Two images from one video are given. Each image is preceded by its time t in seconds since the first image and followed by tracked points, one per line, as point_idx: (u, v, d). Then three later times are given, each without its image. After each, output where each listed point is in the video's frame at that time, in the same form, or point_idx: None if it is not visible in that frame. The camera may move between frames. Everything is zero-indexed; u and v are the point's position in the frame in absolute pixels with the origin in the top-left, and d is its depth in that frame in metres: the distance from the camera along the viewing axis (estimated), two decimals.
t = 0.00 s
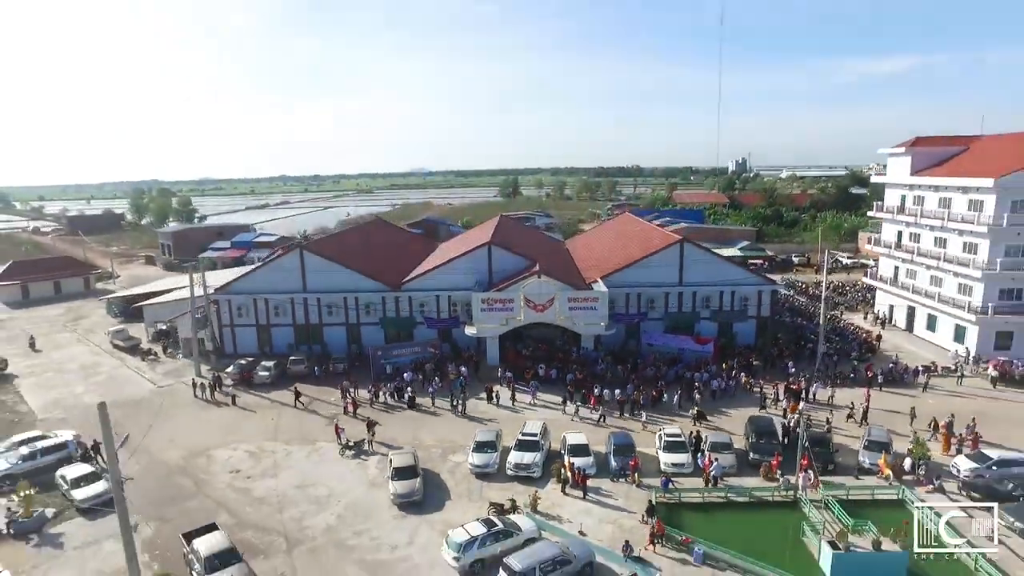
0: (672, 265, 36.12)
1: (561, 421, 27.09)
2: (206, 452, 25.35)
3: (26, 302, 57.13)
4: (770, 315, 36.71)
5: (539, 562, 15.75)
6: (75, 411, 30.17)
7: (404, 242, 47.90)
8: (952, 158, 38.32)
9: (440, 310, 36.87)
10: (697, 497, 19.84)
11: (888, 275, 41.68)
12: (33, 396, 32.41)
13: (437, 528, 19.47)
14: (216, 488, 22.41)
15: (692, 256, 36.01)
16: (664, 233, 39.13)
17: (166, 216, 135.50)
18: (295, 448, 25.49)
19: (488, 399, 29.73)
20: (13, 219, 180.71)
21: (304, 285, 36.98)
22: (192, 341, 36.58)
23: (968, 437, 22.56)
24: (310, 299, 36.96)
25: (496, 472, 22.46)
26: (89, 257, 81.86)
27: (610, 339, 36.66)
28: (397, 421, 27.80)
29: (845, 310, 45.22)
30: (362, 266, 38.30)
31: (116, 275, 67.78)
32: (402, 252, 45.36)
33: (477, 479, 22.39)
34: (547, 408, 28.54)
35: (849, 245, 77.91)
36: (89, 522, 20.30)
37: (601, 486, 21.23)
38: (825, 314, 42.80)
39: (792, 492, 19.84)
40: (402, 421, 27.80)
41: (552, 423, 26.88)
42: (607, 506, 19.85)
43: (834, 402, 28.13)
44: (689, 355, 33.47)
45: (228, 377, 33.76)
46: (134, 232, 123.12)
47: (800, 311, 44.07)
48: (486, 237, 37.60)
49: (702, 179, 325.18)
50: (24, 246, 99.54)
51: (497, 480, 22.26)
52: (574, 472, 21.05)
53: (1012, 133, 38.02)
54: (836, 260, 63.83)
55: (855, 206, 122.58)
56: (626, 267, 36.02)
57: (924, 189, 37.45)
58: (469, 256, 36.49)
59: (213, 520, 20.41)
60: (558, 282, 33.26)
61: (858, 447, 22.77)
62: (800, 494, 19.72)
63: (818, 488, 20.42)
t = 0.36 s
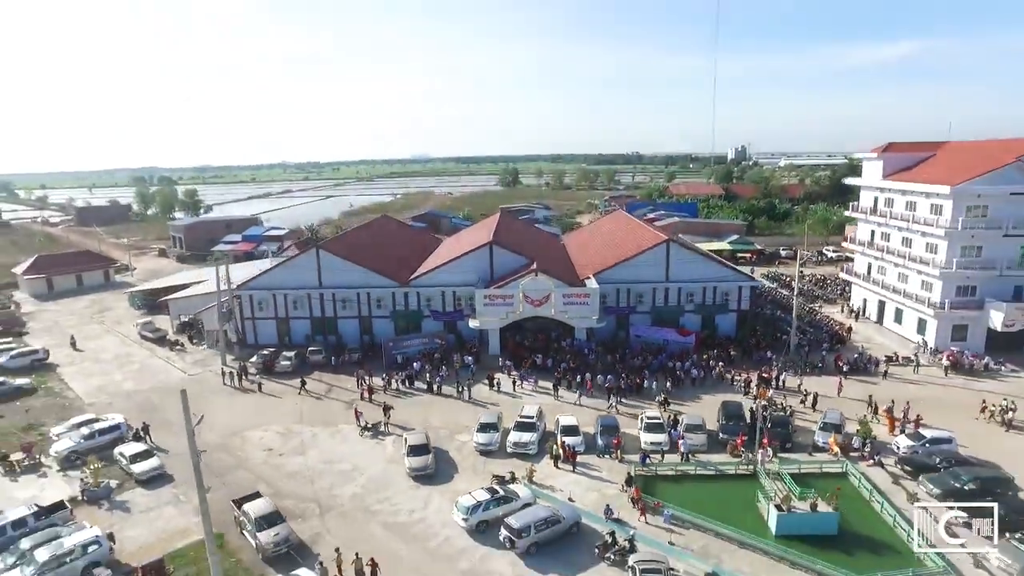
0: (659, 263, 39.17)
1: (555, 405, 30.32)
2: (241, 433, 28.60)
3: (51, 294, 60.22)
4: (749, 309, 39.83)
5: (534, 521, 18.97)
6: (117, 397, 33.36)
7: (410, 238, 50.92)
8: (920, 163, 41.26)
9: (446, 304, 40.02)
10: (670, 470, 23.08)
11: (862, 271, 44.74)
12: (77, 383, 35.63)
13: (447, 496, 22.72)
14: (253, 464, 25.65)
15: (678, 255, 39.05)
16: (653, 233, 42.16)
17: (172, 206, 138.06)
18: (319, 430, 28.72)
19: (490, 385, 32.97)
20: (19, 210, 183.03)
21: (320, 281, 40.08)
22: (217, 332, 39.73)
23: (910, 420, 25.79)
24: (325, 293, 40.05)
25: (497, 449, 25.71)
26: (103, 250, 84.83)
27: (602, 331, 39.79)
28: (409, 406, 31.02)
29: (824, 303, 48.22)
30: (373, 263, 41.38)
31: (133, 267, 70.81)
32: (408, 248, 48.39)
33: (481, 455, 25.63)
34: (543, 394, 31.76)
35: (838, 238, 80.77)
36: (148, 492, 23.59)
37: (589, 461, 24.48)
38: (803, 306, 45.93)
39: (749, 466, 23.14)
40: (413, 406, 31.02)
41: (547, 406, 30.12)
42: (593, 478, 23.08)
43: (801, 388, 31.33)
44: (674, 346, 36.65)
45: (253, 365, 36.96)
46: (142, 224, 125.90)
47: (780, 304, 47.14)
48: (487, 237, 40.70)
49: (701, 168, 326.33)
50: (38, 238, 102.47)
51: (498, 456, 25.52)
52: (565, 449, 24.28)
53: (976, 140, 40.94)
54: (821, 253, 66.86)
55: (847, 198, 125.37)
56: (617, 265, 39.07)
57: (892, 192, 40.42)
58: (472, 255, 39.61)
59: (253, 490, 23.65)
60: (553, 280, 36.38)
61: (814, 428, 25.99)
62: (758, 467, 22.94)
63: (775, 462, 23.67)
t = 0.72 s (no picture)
0: (647, 258, 42.10)
1: (550, 388, 33.38)
2: (267, 414, 31.73)
3: (73, 285, 63.21)
4: (732, 299, 42.86)
5: (530, 487, 22.07)
6: (149, 382, 36.39)
7: (414, 233, 53.82)
8: (893, 164, 44.02)
9: (450, 296, 43.05)
10: (651, 445, 26.22)
11: (840, 264, 47.63)
12: (112, 370, 38.74)
13: (454, 468, 25.85)
14: (281, 442, 28.77)
15: (665, 250, 41.99)
16: (643, 229, 45.03)
17: (177, 194, 140.33)
18: (337, 412, 31.82)
19: (492, 370, 36.08)
20: (24, 198, 185.16)
21: (333, 275, 43.04)
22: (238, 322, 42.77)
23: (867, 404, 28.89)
24: (338, 286, 43.04)
25: (498, 428, 28.83)
26: (116, 240, 87.60)
27: (595, 321, 42.86)
28: (417, 390, 34.08)
29: (805, 293, 51.13)
30: (382, 257, 44.34)
31: (149, 258, 73.71)
32: (414, 243, 51.33)
33: (483, 433, 28.77)
34: (540, 379, 34.82)
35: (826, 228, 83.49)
36: (190, 465, 26.76)
37: (580, 438, 27.58)
38: (785, 297, 48.91)
39: (719, 441, 26.28)
40: (421, 390, 34.08)
41: (544, 390, 33.21)
42: (582, 453, 26.22)
43: (773, 373, 34.42)
44: (660, 335, 39.80)
45: (273, 352, 40.08)
46: (149, 212, 128.37)
47: (764, 294, 50.09)
48: (488, 233, 43.67)
49: (700, 154, 327.27)
50: (50, 228, 105.07)
51: (499, 433, 28.65)
52: (558, 427, 27.37)
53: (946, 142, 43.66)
54: (808, 244, 69.61)
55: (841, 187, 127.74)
56: (608, 259, 42.02)
57: (867, 191, 43.21)
58: (474, 250, 42.63)
59: (283, 464, 26.75)
60: (550, 275, 39.36)
61: (781, 410, 29.10)
62: (727, 443, 26.06)
63: (743, 439, 26.81)
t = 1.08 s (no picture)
0: (637, 250, 45.09)
1: (547, 370, 36.57)
2: (289, 394, 34.91)
3: (92, 273, 66.17)
4: (716, 288, 45.96)
5: (527, 456, 25.27)
6: (178, 364, 39.57)
7: (419, 225, 56.80)
8: (869, 161, 46.90)
9: (454, 285, 46.15)
10: (635, 420, 29.46)
11: (820, 254, 50.71)
12: (142, 354, 41.88)
13: (460, 440, 29.10)
14: (304, 417, 32.01)
15: (654, 243, 44.98)
16: (634, 222, 48.00)
17: (181, 181, 142.68)
18: (353, 391, 35.05)
19: (493, 354, 39.32)
20: (29, 184, 187.19)
21: (345, 265, 46.07)
22: (257, 309, 45.90)
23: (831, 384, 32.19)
24: (349, 276, 46.09)
25: (499, 405, 32.02)
26: (128, 228, 90.37)
27: (588, 308, 46.04)
28: (425, 372, 37.29)
29: (788, 281, 54.23)
30: (390, 248, 47.37)
31: (162, 246, 76.62)
32: (418, 234, 54.32)
33: (485, 410, 31.98)
34: (538, 361, 37.99)
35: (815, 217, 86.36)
36: (225, 438, 29.96)
37: (572, 414, 30.82)
38: (768, 285, 52.05)
39: (696, 417, 29.45)
40: (429, 372, 37.29)
41: (541, 371, 36.41)
42: (574, 427, 29.41)
43: (750, 356, 37.64)
44: (649, 322, 43.04)
45: (290, 337, 43.22)
46: (156, 200, 130.96)
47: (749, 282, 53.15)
48: (489, 227, 46.66)
49: (699, 139, 328.06)
50: (61, 216, 107.78)
51: (500, 410, 31.88)
52: (552, 404, 30.60)
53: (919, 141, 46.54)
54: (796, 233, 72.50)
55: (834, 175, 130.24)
56: (601, 252, 45.03)
57: (843, 187, 46.13)
58: (476, 243, 45.65)
59: (308, 436, 30.00)
60: (546, 266, 42.42)
61: (754, 389, 32.35)
62: (703, 419, 29.26)
63: (717, 415, 30.08)
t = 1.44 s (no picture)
0: (628, 240, 47.94)
1: (543, 352, 39.56)
2: (306, 374, 37.92)
3: (109, 261, 68.99)
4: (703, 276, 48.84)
5: (523, 429, 28.31)
6: (201, 348, 42.58)
7: (422, 215, 59.60)
8: (849, 156, 49.54)
9: (456, 273, 49.06)
10: (622, 397, 32.50)
11: (802, 244, 53.55)
12: (166, 338, 44.87)
13: (464, 415, 32.18)
14: (320, 395, 35.05)
15: (644, 234, 47.83)
16: (626, 213, 50.83)
17: (185, 168, 144.71)
18: (365, 372, 38.09)
19: (493, 338, 42.31)
20: (34, 172, 189.30)
21: (354, 255, 48.94)
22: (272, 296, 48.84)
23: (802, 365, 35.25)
24: (358, 264, 48.99)
25: (498, 384, 35.08)
26: (138, 217, 92.94)
27: (582, 295, 48.97)
28: (431, 355, 40.31)
29: (773, 268, 57.09)
30: (396, 238, 50.22)
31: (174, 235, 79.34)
32: (422, 223, 57.13)
33: (486, 388, 35.04)
34: (535, 345, 40.97)
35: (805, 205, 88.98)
36: (250, 413, 33.01)
37: (566, 392, 33.87)
38: (753, 272, 54.92)
39: (677, 395, 32.49)
40: (434, 355, 40.31)
41: (538, 354, 39.42)
42: (566, 404, 32.49)
43: (731, 340, 40.62)
44: (638, 309, 45.98)
45: (303, 322, 46.23)
46: (162, 188, 133.25)
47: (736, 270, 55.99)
48: (489, 218, 49.51)
49: (699, 124, 328.04)
50: (71, 205, 110.27)
51: (500, 388, 34.91)
52: (547, 383, 33.66)
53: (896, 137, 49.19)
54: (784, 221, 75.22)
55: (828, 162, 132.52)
56: (594, 242, 47.87)
57: (824, 181, 48.82)
58: (477, 234, 48.52)
59: (325, 412, 33.06)
60: (543, 256, 45.32)
61: (731, 370, 35.40)
62: (683, 395, 32.32)
63: (696, 392, 33.13)
